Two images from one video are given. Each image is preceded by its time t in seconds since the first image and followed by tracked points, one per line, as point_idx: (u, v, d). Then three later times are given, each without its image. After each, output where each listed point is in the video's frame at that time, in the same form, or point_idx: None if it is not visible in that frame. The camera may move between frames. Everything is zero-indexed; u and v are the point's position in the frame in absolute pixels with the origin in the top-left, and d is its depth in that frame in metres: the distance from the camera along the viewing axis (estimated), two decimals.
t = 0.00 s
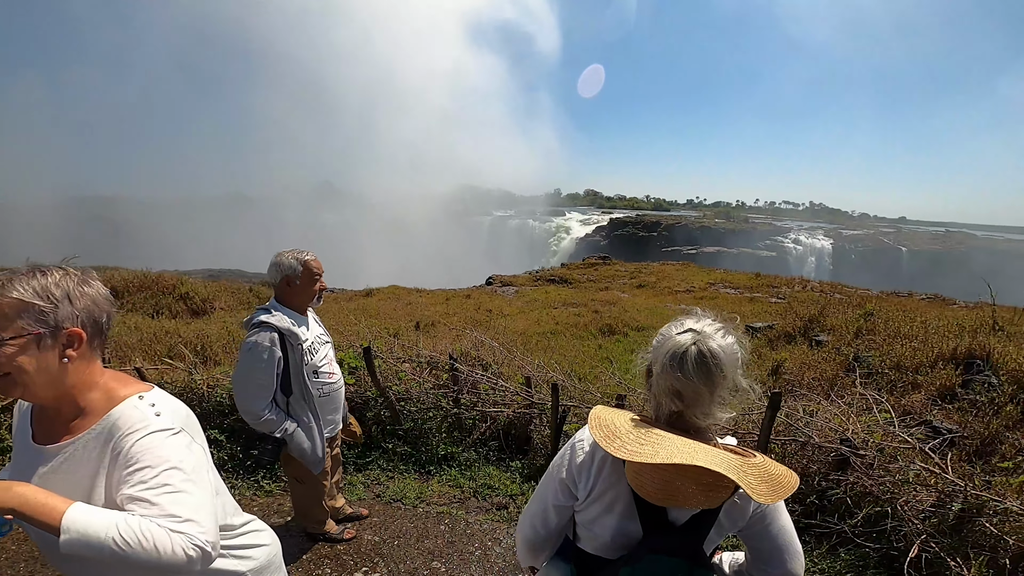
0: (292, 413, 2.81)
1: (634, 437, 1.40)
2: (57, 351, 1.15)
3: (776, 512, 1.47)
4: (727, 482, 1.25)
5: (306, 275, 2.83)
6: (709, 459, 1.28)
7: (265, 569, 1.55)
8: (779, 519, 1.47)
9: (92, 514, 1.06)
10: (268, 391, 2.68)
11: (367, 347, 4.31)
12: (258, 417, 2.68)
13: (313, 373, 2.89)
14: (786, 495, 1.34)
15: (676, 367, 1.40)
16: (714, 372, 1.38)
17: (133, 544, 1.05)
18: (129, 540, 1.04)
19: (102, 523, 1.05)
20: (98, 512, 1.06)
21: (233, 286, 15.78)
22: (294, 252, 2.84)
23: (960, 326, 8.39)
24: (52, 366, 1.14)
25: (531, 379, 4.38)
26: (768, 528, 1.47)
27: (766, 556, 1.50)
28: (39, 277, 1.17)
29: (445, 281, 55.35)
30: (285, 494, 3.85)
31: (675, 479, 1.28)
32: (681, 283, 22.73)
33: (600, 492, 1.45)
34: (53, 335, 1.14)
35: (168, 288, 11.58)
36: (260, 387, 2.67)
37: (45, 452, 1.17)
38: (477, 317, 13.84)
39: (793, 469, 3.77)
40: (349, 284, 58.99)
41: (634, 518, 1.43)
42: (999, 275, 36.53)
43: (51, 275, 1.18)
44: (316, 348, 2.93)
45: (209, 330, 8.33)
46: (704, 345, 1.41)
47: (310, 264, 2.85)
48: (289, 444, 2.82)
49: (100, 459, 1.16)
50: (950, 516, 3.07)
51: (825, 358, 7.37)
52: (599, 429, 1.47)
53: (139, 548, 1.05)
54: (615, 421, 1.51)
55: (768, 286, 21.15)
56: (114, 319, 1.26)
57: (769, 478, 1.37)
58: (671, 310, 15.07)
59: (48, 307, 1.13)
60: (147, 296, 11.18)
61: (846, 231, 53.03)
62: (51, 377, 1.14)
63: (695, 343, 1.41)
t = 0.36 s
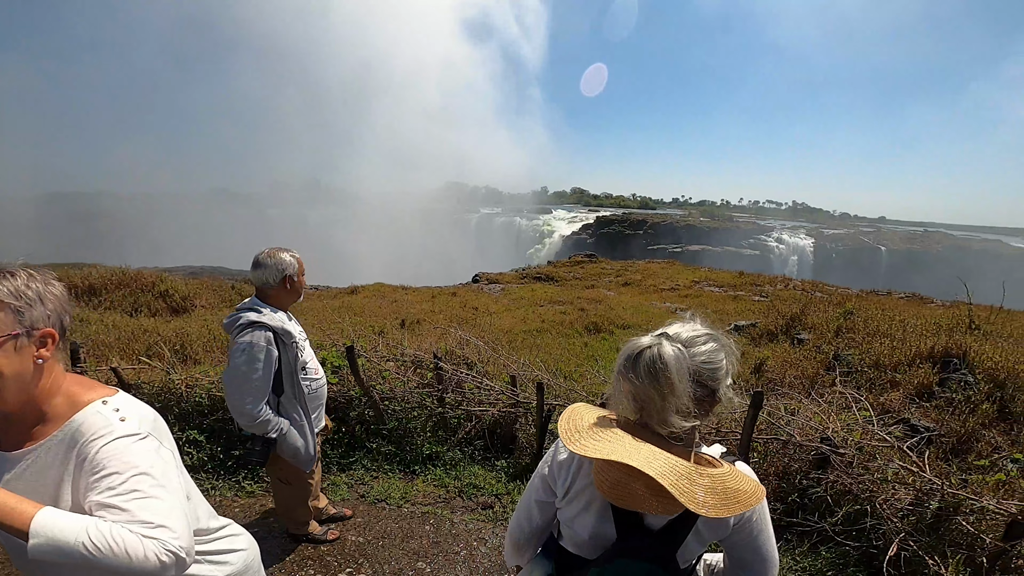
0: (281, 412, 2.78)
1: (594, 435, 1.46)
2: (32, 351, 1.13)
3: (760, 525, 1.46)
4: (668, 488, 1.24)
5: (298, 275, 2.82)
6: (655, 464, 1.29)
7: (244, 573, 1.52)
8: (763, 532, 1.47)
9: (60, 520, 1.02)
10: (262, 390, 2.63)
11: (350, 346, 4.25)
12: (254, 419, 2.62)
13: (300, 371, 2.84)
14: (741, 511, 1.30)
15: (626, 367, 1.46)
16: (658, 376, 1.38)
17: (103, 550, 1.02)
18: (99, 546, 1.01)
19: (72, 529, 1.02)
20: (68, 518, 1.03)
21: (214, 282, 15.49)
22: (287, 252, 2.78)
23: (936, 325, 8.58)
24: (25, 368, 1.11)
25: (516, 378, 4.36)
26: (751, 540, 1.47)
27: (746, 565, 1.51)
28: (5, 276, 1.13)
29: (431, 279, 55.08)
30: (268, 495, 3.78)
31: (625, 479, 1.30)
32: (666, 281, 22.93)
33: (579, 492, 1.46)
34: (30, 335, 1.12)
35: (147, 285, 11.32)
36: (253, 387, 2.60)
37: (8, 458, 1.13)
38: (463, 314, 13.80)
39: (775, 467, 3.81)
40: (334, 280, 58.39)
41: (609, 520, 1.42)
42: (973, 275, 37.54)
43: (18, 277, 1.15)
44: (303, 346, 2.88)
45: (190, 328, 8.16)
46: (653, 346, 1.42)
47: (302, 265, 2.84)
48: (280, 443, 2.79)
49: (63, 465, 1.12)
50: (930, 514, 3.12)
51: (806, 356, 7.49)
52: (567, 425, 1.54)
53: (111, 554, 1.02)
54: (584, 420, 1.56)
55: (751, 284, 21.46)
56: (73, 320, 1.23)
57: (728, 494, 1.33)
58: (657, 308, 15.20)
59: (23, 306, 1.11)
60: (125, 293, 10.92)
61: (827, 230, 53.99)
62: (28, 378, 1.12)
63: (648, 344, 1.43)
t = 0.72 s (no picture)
0: (288, 411, 2.77)
1: (574, 431, 1.49)
2: (21, 355, 1.12)
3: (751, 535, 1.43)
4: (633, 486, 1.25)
5: (292, 275, 2.82)
6: (621, 461, 1.31)
7: None
8: (754, 543, 1.44)
9: (39, 529, 1.01)
10: (274, 389, 2.62)
11: (344, 347, 4.21)
12: (267, 419, 2.59)
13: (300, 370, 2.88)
14: (711, 520, 1.26)
15: (600, 370, 1.49)
16: (628, 378, 1.39)
17: (80, 558, 1.00)
18: (79, 555, 0.99)
19: (50, 537, 1.00)
20: (48, 525, 1.02)
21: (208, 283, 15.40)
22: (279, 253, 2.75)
23: (930, 324, 8.62)
24: (13, 372, 1.09)
25: (512, 379, 4.35)
26: (742, 552, 1.44)
27: None
28: None
29: (427, 279, 54.98)
30: (262, 497, 3.75)
31: (600, 475, 1.32)
32: (662, 281, 22.98)
33: (567, 495, 1.45)
34: (20, 338, 1.11)
35: (141, 285, 11.24)
36: (266, 387, 2.58)
37: None
38: (459, 314, 13.77)
39: (771, 468, 3.81)
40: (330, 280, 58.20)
41: (596, 526, 1.40)
42: (967, 274, 37.79)
43: None
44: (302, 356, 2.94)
45: (184, 329, 8.10)
46: (620, 351, 1.43)
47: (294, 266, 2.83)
48: (288, 442, 2.77)
49: (46, 471, 1.10)
50: (925, 514, 3.13)
51: (802, 355, 7.51)
52: (552, 421, 1.58)
53: (90, 562, 1.00)
54: (571, 418, 1.58)
55: (746, 283, 21.54)
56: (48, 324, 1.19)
57: (701, 503, 1.30)
58: (653, 308, 15.22)
59: (8, 309, 1.09)
60: (118, 294, 10.84)
61: (821, 230, 54.24)
62: (17, 382, 1.10)
63: (618, 348, 1.44)
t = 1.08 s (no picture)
0: (296, 411, 2.78)
1: (562, 432, 1.50)
2: (18, 356, 1.12)
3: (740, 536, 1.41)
4: (606, 488, 1.26)
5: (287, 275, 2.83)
6: (598, 464, 1.32)
7: None
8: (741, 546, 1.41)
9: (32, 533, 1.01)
10: (287, 388, 2.64)
11: (341, 348, 4.20)
12: (279, 419, 2.59)
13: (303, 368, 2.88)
14: (689, 528, 1.25)
15: (590, 372, 1.50)
16: (616, 381, 1.39)
17: (75, 563, 0.99)
18: (75, 560, 0.99)
19: (45, 542, 1.00)
20: (43, 529, 1.02)
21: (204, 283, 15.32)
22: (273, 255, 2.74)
23: (926, 328, 8.65)
24: (12, 372, 1.09)
25: (509, 381, 4.34)
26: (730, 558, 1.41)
27: None
28: None
29: (425, 280, 54.92)
30: (257, 498, 3.73)
31: (583, 477, 1.34)
32: (660, 284, 23.03)
33: (560, 495, 1.46)
34: (17, 339, 1.11)
35: (136, 285, 11.19)
36: (279, 386, 2.59)
37: None
38: (456, 316, 13.76)
39: (767, 471, 3.80)
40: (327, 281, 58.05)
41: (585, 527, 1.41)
42: (962, 278, 38.00)
43: None
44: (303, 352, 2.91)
45: (179, 329, 8.06)
46: (608, 353, 1.45)
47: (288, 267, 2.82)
48: (295, 442, 2.78)
49: (43, 473, 1.09)
50: (921, 517, 3.13)
51: (798, 359, 7.52)
52: (542, 420, 1.59)
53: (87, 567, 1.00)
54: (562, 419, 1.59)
55: (743, 287, 21.62)
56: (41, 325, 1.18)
57: (681, 509, 1.27)
58: (650, 311, 15.25)
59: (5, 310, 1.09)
60: (114, 294, 10.79)
61: (818, 234, 54.47)
62: (15, 383, 1.10)
63: (607, 351, 1.46)
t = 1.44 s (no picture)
0: (301, 408, 2.78)
1: (542, 433, 1.51)
2: (5, 354, 1.10)
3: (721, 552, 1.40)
4: (572, 496, 1.25)
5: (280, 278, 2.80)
6: (569, 470, 1.31)
7: None
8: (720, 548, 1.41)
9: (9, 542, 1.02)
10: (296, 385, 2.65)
11: (334, 348, 4.18)
12: (291, 414, 2.60)
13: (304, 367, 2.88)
14: (653, 541, 1.23)
15: (594, 359, 1.50)
16: (626, 369, 1.39)
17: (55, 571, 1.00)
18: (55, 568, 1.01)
19: (21, 550, 1.02)
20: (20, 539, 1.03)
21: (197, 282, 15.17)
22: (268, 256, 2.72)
23: (917, 331, 8.74)
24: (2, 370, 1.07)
25: (503, 382, 4.34)
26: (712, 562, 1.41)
27: None
28: None
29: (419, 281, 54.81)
30: (248, 498, 3.70)
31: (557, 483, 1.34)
32: (654, 286, 23.11)
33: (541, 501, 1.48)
34: (4, 337, 1.09)
35: (127, 284, 11.08)
36: (291, 382, 2.59)
37: None
38: (450, 316, 13.74)
39: (761, 472, 3.81)
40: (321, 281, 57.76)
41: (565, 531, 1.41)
42: (952, 281, 38.42)
43: None
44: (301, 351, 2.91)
45: (170, 329, 7.98)
46: (616, 340, 1.45)
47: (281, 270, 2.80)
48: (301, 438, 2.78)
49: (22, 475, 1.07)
50: (912, 519, 3.16)
51: (791, 361, 7.57)
52: (525, 421, 1.60)
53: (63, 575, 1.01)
54: (546, 420, 1.59)
55: (736, 289, 21.75)
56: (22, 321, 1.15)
57: (648, 525, 1.25)
58: (644, 313, 15.32)
59: None
60: (104, 292, 10.66)
61: (811, 237, 54.90)
62: (4, 380, 1.07)
63: (615, 338, 1.46)
